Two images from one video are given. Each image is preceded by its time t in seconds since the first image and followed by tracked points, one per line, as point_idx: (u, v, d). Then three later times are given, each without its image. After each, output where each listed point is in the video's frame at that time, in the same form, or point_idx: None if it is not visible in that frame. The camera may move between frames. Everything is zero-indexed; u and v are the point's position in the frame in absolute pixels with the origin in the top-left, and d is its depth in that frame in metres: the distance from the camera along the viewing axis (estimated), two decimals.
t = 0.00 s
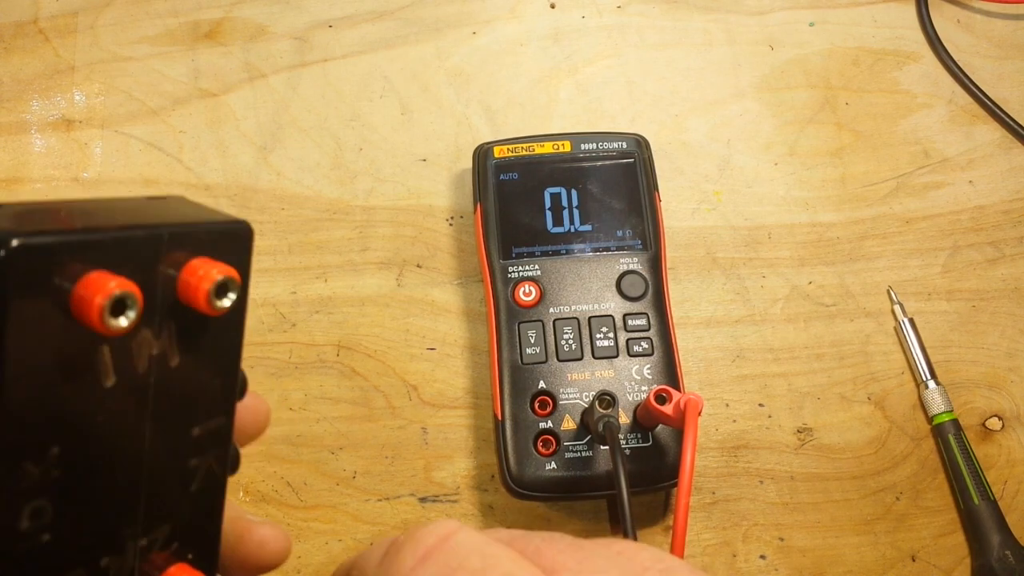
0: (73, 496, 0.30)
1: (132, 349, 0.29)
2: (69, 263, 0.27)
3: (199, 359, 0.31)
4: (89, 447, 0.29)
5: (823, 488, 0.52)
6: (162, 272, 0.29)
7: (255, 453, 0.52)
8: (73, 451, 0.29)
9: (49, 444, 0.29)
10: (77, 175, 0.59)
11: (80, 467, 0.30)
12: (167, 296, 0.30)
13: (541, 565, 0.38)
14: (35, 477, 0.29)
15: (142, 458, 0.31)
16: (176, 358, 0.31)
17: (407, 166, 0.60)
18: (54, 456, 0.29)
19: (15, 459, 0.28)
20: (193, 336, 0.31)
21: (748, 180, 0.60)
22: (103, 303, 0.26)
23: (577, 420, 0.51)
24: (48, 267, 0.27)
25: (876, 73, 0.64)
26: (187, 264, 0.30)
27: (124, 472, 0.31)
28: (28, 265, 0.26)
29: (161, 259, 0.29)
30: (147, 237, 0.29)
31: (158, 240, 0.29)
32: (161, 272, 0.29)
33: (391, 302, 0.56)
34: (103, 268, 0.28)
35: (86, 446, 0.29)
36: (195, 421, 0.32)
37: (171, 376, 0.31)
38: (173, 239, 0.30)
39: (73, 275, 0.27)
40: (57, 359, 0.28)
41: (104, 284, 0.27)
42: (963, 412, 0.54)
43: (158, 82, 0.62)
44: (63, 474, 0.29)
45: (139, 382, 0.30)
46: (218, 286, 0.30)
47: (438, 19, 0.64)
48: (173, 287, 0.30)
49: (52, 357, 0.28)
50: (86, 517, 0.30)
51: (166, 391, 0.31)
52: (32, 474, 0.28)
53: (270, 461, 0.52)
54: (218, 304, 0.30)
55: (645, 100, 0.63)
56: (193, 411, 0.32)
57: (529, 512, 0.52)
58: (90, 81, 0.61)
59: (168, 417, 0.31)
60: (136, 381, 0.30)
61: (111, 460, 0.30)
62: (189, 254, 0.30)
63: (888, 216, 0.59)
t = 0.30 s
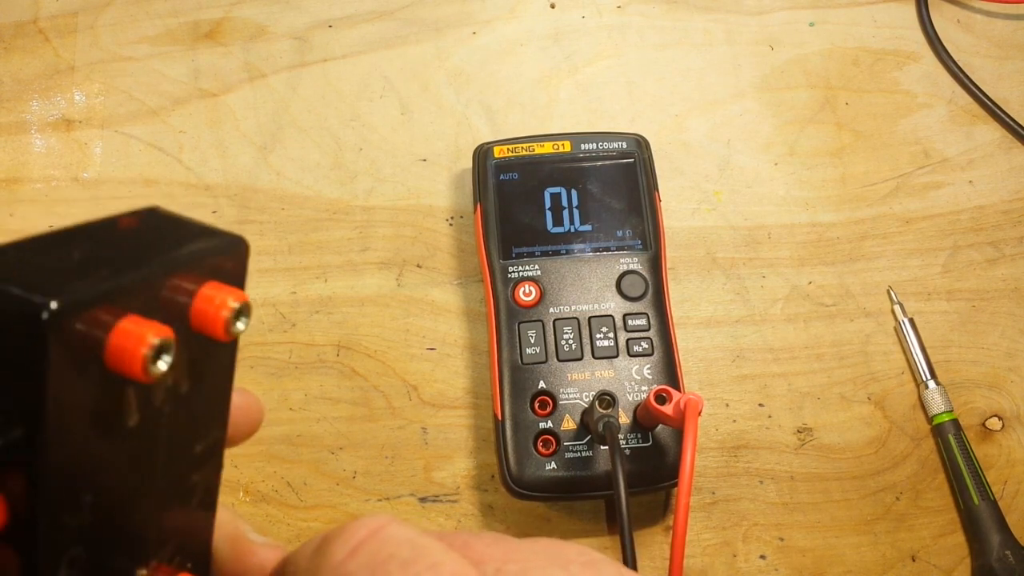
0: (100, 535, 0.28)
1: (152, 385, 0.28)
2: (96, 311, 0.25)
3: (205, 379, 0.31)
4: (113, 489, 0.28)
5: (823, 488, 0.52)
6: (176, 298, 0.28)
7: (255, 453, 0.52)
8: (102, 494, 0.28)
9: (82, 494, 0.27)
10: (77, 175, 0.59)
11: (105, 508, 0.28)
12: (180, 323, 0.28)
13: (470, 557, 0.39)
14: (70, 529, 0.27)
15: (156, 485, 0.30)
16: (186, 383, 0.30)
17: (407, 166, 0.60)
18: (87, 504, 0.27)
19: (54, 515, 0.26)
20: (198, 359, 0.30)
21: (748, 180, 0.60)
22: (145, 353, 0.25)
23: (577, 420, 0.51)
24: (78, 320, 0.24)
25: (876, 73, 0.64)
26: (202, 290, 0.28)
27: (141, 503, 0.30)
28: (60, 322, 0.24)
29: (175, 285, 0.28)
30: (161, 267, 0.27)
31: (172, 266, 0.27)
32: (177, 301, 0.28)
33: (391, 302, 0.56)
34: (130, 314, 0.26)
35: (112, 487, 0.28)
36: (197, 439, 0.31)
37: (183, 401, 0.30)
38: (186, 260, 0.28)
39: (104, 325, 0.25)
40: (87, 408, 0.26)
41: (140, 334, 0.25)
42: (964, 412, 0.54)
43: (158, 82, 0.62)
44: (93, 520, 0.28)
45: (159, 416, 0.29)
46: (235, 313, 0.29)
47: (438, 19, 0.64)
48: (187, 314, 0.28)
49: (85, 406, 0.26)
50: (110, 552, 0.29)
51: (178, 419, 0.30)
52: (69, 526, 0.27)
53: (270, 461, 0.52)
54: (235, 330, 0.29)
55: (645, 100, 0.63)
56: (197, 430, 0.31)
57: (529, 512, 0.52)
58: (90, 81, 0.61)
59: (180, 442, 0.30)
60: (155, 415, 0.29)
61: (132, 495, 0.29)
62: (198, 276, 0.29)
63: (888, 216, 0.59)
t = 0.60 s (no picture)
0: (52, 493, 0.29)
1: (96, 352, 0.29)
2: (37, 281, 0.28)
3: (156, 363, 0.32)
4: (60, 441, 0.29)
5: (823, 488, 0.52)
6: (120, 287, 0.30)
7: (255, 453, 0.52)
8: (50, 447, 0.28)
9: (29, 442, 0.28)
10: (77, 175, 0.59)
11: (54, 464, 0.29)
12: (125, 307, 0.30)
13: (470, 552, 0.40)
14: (17, 476, 0.28)
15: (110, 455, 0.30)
16: (134, 362, 0.31)
17: (407, 166, 0.60)
18: (35, 455, 0.28)
19: None
20: (149, 339, 0.31)
21: (748, 180, 0.60)
22: (78, 310, 0.27)
23: (577, 420, 0.51)
24: (21, 286, 0.27)
25: (876, 73, 0.64)
26: (143, 278, 0.31)
27: (93, 471, 0.30)
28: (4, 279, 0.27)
29: (119, 275, 0.30)
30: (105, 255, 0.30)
31: (112, 258, 0.30)
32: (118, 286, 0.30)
33: (391, 302, 0.56)
34: (72, 282, 0.29)
35: (59, 443, 0.29)
36: (149, 420, 0.32)
37: (131, 378, 0.31)
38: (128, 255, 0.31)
39: (46, 293, 0.28)
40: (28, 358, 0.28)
41: (73, 296, 0.28)
42: (964, 412, 0.54)
43: (158, 82, 0.62)
44: (42, 473, 0.28)
45: (104, 384, 0.30)
46: (174, 295, 0.31)
47: (438, 19, 0.64)
48: (133, 299, 0.31)
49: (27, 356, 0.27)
50: (61, 514, 0.29)
51: (126, 392, 0.31)
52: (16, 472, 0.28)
53: (270, 462, 0.52)
54: (177, 312, 0.31)
55: (645, 99, 0.63)
56: (149, 409, 0.32)
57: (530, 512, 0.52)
58: (90, 81, 0.61)
59: (130, 416, 0.31)
60: (100, 382, 0.30)
61: (82, 456, 0.30)
62: (142, 268, 0.31)
63: (888, 216, 0.59)
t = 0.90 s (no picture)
0: (58, 472, 0.30)
1: (96, 338, 0.31)
2: (36, 268, 0.29)
3: (154, 353, 0.33)
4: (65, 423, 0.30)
5: (823, 488, 0.52)
6: (114, 276, 0.32)
7: (255, 453, 0.53)
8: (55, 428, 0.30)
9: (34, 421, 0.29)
10: (77, 175, 0.59)
11: (60, 445, 0.30)
12: (120, 295, 0.32)
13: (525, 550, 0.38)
14: (24, 455, 0.29)
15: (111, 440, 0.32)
16: (133, 349, 0.32)
17: (407, 166, 0.60)
18: (40, 434, 0.30)
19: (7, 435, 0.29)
20: (147, 329, 0.33)
21: (748, 180, 0.60)
22: (76, 292, 0.29)
23: (577, 420, 0.51)
24: (24, 271, 0.29)
25: (876, 73, 0.64)
26: (135, 270, 0.32)
27: (96, 454, 0.31)
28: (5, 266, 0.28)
29: (112, 266, 0.32)
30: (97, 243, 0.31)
31: (106, 248, 0.32)
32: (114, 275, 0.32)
33: (391, 302, 0.56)
34: (68, 268, 0.30)
35: (64, 424, 0.30)
36: (150, 408, 0.33)
37: (130, 366, 0.32)
38: (121, 245, 0.32)
39: (45, 279, 0.29)
40: (31, 341, 0.29)
41: (70, 279, 0.29)
42: (964, 412, 0.54)
43: (158, 82, 0.62)
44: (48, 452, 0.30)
45: (104, 370, 0.31)
46: (166, 282, 0.32)
47: (438, 18, 0.64)
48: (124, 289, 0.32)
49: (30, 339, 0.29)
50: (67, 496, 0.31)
51: (126, 379, 0.32)
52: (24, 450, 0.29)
53: (270, 461, 0.52)
54: (170, 299, 0.32)
55: (645, 99, 0.63)
56: (148, 396, 0.33)
57: (529, 512, 0.52)
58: (90, 81, 0.61)
59: (131, 402, 0.32)
60: (101, 367, 0.31)
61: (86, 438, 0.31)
62: (134, 258, 0.32)
63: (888, 216, 0.59)
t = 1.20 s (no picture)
0: (66, 476, 0.30)
1: (104, 341, 0.31)
2: (44, 270, 0.29)
3: (159, 357, 0.33)
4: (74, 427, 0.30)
5: (823, 488, 0.52)
6: (123, 278, 0.32)
7: (255, 453, 0.53)
8: (64, 431, 0.30)
9: (43, 424, 0.29)
10: (77, 175, 0.59)
11: (68, 448, 0.30)
12: (127, 297, 0.32)
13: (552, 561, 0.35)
14: (33, 459, 0.29)
15: (119, 443, 0.32)
16: (138, 352, 0.32)
17: (407, 166, 0.60)
18: (48, 438, 0.29)
19: (16, 439, 0.28)
20: (152, 331, 0.33)
21: (748, 180, 0.60)
22: (85, 294, 0.29)
23: (577, 420, 0.51)
24: (33, 273, 0.29)
25: (876, 73, 0.64)
26: (143, 271, 0.32)
27: (103, 457, 0.31)
28: (15, 267, 0.28)
29: (119, 269, 0.32)
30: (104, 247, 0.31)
31: (113, 249, 0.32)
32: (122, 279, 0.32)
33: (391, 302, 0.56)
34: (75, 270, 0.30)
35: (72, 427, 0.30)
36: (154, 412, 0.33)
37: (137, 369, 0.32)
38: (129, 248, 0.32)
39: (53, 281, 0.29)
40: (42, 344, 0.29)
41: (78, 280, 0.29)
42: (964, 412, 0.54)
43: (158, 82, 0.62)
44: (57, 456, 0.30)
45: (111, 374, 0.31)
46: (173, 283, 0.32)
47: (438, 18, 0.64)
48: (132, 291, 0.32)
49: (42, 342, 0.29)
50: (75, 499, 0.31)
51: (133, 383, 0.32)
52: (34, 454, 0.29)
53: (270, 461, 0.52)
54: (176, 300, 0.33)
55: (645, 100, 0.63)
56: (152, 399, 0.33)
57: (529, 512, 0.52)
58: (90, 81, 0.61)
59: (136, 406, 0.32)
60: (108, 371, 0.31)
61: (94, 441, 0.31)
62: (140, 261, 0.33)
63: (888, 216, 0.59)
